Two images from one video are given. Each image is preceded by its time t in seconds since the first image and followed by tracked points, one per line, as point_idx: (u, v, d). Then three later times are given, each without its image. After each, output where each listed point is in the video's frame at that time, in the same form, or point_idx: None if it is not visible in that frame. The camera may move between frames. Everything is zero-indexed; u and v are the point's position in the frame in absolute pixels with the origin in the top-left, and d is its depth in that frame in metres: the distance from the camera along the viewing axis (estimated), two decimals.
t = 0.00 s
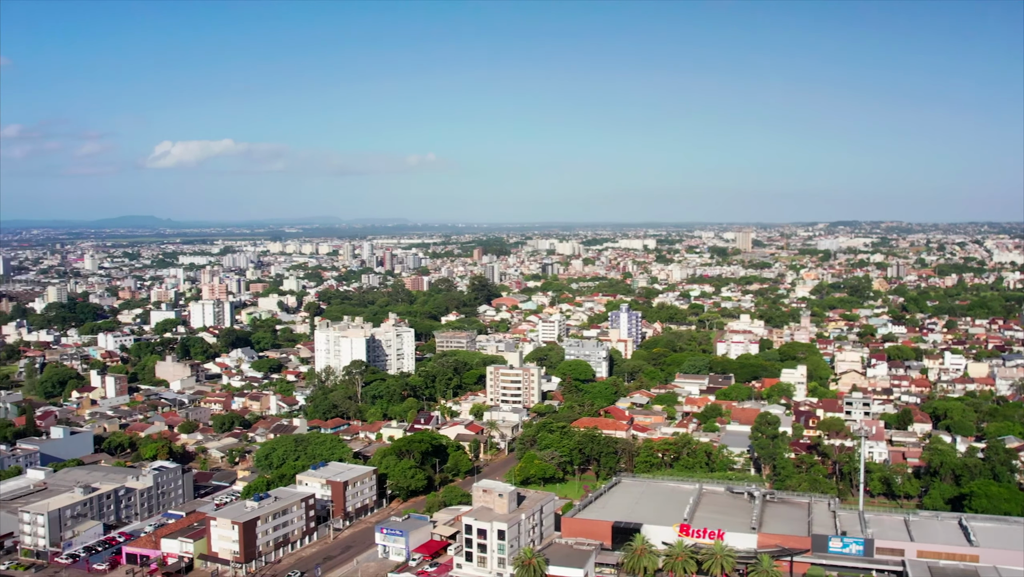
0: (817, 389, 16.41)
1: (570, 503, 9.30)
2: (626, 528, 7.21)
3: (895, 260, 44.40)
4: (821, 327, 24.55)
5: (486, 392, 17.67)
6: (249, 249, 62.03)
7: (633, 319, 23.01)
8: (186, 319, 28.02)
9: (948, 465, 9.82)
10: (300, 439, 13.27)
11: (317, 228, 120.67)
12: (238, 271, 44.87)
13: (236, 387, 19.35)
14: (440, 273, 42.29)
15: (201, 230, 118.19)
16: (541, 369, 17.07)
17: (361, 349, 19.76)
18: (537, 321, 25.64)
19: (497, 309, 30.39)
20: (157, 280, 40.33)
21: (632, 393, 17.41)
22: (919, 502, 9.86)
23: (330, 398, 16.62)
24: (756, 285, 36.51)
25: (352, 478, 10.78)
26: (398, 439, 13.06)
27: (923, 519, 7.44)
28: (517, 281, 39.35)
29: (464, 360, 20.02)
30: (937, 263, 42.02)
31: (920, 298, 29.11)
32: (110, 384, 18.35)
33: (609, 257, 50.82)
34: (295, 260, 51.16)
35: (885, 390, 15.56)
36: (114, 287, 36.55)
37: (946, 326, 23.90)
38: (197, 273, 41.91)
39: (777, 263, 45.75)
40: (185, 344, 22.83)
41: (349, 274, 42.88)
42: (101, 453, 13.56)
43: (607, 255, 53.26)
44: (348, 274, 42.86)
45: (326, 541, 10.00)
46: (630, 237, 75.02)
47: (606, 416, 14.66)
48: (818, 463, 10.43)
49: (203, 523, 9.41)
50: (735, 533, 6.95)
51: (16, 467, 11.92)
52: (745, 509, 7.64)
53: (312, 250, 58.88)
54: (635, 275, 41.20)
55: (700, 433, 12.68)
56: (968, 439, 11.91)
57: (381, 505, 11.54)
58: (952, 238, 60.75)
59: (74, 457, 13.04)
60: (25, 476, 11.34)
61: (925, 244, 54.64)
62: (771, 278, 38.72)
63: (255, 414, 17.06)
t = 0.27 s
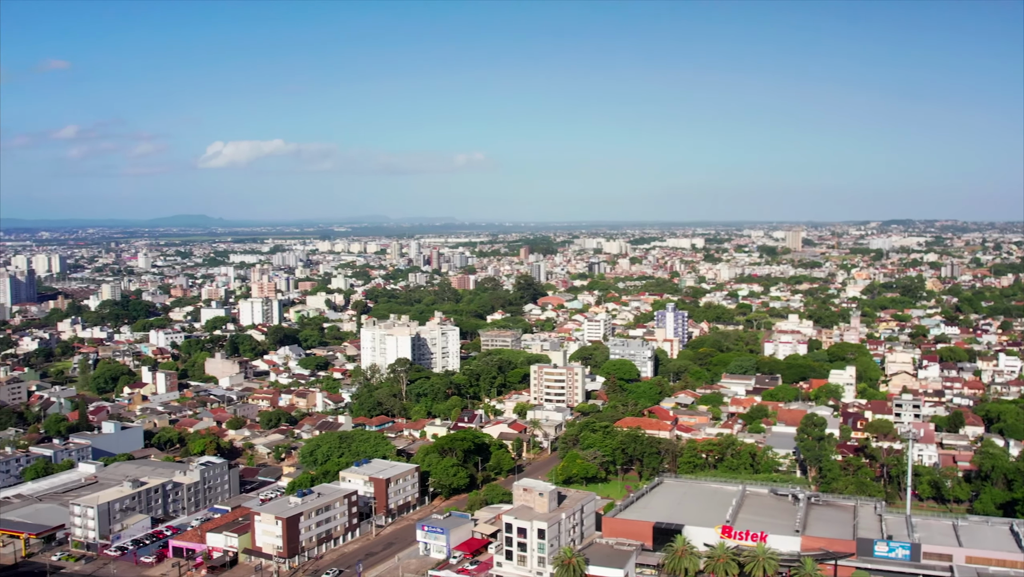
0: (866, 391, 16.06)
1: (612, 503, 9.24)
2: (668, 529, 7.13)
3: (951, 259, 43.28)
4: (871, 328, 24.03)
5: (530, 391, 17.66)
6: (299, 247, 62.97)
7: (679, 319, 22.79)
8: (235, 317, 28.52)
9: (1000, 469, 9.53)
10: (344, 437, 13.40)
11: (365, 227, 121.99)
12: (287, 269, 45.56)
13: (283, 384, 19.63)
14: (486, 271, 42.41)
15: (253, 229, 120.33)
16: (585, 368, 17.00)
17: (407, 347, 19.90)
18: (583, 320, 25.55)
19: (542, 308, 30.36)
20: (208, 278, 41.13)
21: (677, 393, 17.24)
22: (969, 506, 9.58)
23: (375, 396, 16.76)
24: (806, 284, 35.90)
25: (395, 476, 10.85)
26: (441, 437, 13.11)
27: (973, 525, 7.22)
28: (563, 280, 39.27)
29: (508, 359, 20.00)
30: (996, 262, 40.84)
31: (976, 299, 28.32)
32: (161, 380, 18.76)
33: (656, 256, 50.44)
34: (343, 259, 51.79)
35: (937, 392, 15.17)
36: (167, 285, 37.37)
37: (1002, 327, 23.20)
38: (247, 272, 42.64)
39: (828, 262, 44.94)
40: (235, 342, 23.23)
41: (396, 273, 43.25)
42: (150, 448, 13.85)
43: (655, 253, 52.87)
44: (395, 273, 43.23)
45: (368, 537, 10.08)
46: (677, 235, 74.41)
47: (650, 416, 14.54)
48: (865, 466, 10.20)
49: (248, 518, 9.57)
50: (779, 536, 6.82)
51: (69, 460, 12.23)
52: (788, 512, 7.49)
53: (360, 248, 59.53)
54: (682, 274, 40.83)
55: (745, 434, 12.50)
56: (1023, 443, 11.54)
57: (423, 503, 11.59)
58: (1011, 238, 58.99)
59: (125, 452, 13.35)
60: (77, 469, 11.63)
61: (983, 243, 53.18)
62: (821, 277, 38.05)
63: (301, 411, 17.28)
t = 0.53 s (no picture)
0: (919, 393, 15.67)
1: (656, 504, 9.16)
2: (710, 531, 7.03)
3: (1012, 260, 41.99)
4: (926, 329, 23.45)
5: (576, 391, 17.60)
6: (350, 246, 63.76)
7: (728, 319, 22.51)
8: (286, 315, 28.97)
9: None
10: (390, 434, 13.50)
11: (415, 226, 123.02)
12: (337, 268, 46.16)
13: (331, 382, 19.88)
14: (534, 271, 42.43)
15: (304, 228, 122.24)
16: (631, 368, 16.88)
17: (453, 346, 19.99)
18: (630, 321, 25.40)
19: (590, 307, 30.27)
20: (260, 277, 41.86)
21: (724, 394, 17.02)
22: None
23: (421, 394, 16.86)
24: (859, 285, 35.20)
25: (438, 473, 10.91)
26: (485, 435, 13.13)
27: None
28: (611, 279, 39.08)
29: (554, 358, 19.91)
30: None
31: None
32: (212, 376, 19.13)
33: (706, 256, 49.87)
34: (393, 258, 52.29)
35: (993, 395, 14.73)
36: (221, 284, 38.13)
37: None
38: (298, 271, 43.28)
39: (882, 261, 44.00)
40: (284, 340, 23.59)
41: (445, 272, 43.51)
42: (201, 443, 14.13)
43: (704, 253, 52.34)
44: (443, 272, 43.49)
45: (411, 535, 10.15)
46: (727, 233, 73.54)
47: (697, 417, 14.37)
48: (915, 469, 9.95)
49: (293, 514, 9.70)
50: (824, 540, 6.69)
51: (122, 455, 12.54)
52: (834, 515, 7.34)
53: (410, 247, 60.05)
54: (732, 274, 40.36)
55: (792, 436, 12.28)
56: None
57: (467, 501, 11.63)
58: None
59: (176, 447, 13.64)
60: (129, 464, 11.92)
61: None
62: (875, 277, 37.26)
63: (348, 408, 17.47)
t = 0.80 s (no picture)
0: (975, 396, 15.24)
1: (700, 505, 9.05)
2: (755, 533, 6.91)
3: None
4: (985, 330, 22.78)
5: (622, 391, 17.49)
6: (400, 245, 64.28)
7: (779, 319, 22.16)
8: (335, 314, 29.32)
9: None
10: (435, 433, 13.57)
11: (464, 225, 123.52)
12: (387, 267, 46.58)
13: (379, 380, 20.06)
14: (583, 270, 42.30)
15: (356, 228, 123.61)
16: (678, 368, 16.70)
17: (500, 345, 20.03)
18: (679, 320, 25.17)
19: (639, 307, 30.06)
20: (311, 275, 42.46)
21: (773, 395, 16.76)
22: None
23: (468, 393, 16.92)
24: (916, 285, 34.35)
25: (481, 472, 10.93)
26: (529, 434, 13.11)
27: None
28: (661, 279, 38.75)
29: (600, 357, 19.93)
30: None
31: None
32: (262, 373, 19.45)
33: (757, 256, 49.19)
34: (442, 257, 52.59)
35: None
36: (273, 282, 38.78)
37: None
38: (349, 269, 43.79)
39: (941, 261, 42.87)
40: (334, 338, 23.89)
41: (494, 271, 43.62)
42: (250, 439, 14.37)
43: (756, 252, 51.61)
44: (492, 271, 43.61)
45: (454, 532, 10.19)
46: (779, 232, 72.42)
47: (744, 418, 14.16)
48: (968, 474, 9.66)
49: (338, 510, 9.80)
50: (871, 545, 6.54)
51: (173, 450, 12.81)
52: (882, 519, 7.17)
53: (459, 246, 60.33)
54: (784, 273, 39.73)
55: (841, 438, 12.03)
56: None
57: (510, 499, 11.64)
58: None
59: (226, 443, 13.88)
60: (179, 459, 12.17)
61: None
62: (933, 277, 36.32)
63: (395, 406, 17.61)
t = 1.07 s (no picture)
0: None
1: (745, 508, 8.91)
2: (799, 537, 6.78)
3: None
4: None
5: (669, 392, 17.33)
6: (450, 246, 64.65)
7: (831, 320, 21.74)
8: (384, 313, 29.59)
9: None
10: (479, 432, 13.59)
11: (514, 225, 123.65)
12: (437, 267, 46.87)
13: (426, 379, 20.18)
14: (633, 270, 42.04)
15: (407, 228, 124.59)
16: (726, 369, 16.49)
17: (547, 345, 20.00)
18: (729, 321, 24.87)
19: (688, 307, 29.77)
20: (362, 275, 42.93)
21: (823, 398, 16.44)
22: None
23: (514, 392, 16.93)
24: (975, 286, 33.40)
25: (524, 472, 10.91)
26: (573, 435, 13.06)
27: None
28: (711, 279, 38.32)
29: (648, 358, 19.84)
30: None
31: None
32: (311, 371, 19.72)
33: (811, 256, 48.34)
34: (491, 256, 52.73)
35: None
36: (324, 281, 39.30)
37: None
38: (399, 269, 44.17)
39: (1003, 262, 41.61)
40: (382, 337, 24.11)
41: (543, 271, 43.60)
42: (298, 437, 14.57)
43: (810, 252, 50.72)
44: (541, 271, 43.59)
45: (496, 532, 10.20)
46: (833, 232, 71.06)
47: (793, 420, 13.92)
48: None
49: (381, 508, 9.87)
50: (920, 551, 6.36)
51: (222, 446, 13.05)
52: (932, 526, 6.97)
53: (508, 246, 60.45)
54: (838, 274, 38.98)
55: (892, 442, 11.75)
56: None
57: (553, 500, 11.60)
58: None
59: (274, 440, 14.09)
60: (228, 455, 12.39)
61: None
62: (993, 279, 35.28)
63: (441, 405, 17.70)
